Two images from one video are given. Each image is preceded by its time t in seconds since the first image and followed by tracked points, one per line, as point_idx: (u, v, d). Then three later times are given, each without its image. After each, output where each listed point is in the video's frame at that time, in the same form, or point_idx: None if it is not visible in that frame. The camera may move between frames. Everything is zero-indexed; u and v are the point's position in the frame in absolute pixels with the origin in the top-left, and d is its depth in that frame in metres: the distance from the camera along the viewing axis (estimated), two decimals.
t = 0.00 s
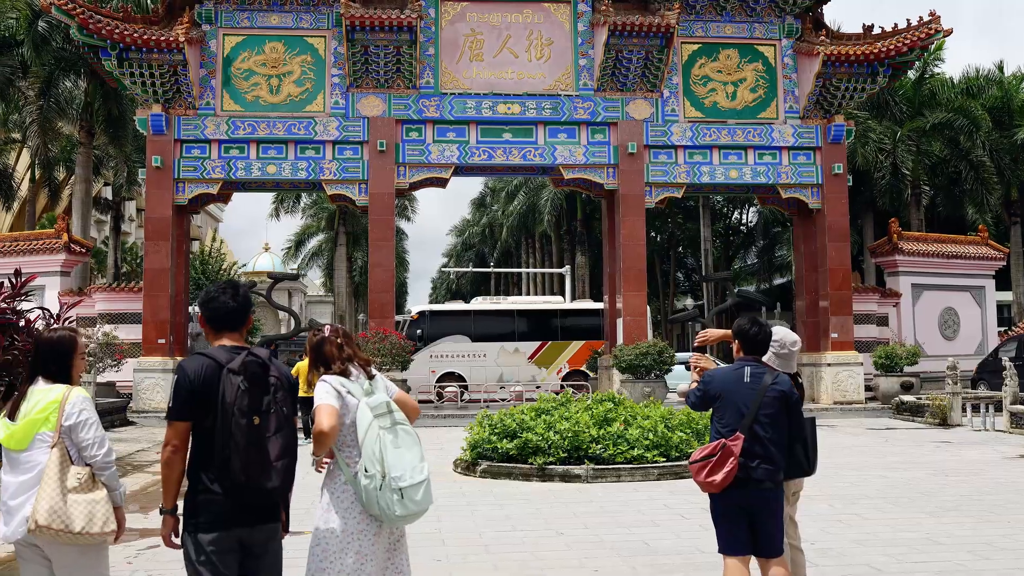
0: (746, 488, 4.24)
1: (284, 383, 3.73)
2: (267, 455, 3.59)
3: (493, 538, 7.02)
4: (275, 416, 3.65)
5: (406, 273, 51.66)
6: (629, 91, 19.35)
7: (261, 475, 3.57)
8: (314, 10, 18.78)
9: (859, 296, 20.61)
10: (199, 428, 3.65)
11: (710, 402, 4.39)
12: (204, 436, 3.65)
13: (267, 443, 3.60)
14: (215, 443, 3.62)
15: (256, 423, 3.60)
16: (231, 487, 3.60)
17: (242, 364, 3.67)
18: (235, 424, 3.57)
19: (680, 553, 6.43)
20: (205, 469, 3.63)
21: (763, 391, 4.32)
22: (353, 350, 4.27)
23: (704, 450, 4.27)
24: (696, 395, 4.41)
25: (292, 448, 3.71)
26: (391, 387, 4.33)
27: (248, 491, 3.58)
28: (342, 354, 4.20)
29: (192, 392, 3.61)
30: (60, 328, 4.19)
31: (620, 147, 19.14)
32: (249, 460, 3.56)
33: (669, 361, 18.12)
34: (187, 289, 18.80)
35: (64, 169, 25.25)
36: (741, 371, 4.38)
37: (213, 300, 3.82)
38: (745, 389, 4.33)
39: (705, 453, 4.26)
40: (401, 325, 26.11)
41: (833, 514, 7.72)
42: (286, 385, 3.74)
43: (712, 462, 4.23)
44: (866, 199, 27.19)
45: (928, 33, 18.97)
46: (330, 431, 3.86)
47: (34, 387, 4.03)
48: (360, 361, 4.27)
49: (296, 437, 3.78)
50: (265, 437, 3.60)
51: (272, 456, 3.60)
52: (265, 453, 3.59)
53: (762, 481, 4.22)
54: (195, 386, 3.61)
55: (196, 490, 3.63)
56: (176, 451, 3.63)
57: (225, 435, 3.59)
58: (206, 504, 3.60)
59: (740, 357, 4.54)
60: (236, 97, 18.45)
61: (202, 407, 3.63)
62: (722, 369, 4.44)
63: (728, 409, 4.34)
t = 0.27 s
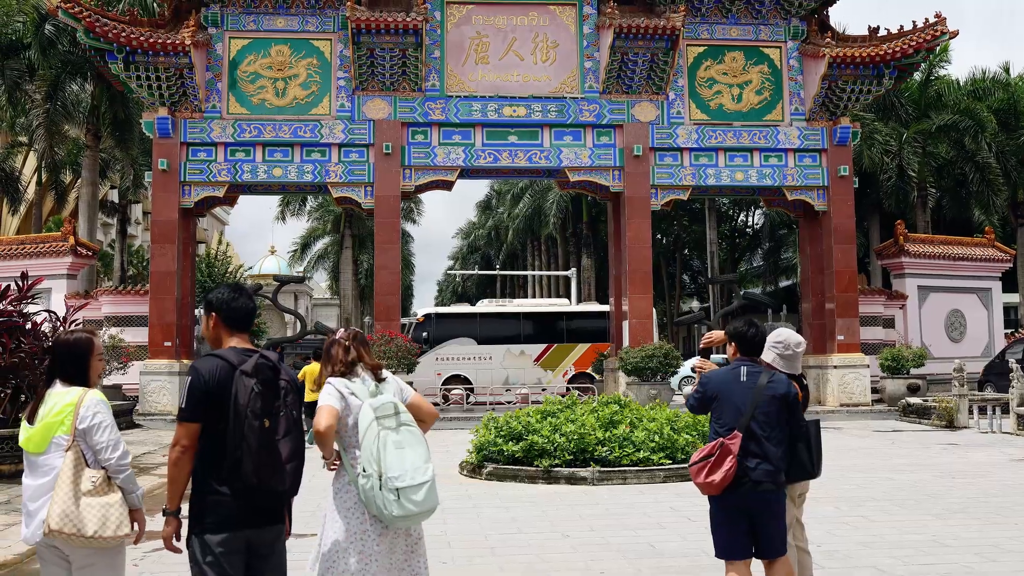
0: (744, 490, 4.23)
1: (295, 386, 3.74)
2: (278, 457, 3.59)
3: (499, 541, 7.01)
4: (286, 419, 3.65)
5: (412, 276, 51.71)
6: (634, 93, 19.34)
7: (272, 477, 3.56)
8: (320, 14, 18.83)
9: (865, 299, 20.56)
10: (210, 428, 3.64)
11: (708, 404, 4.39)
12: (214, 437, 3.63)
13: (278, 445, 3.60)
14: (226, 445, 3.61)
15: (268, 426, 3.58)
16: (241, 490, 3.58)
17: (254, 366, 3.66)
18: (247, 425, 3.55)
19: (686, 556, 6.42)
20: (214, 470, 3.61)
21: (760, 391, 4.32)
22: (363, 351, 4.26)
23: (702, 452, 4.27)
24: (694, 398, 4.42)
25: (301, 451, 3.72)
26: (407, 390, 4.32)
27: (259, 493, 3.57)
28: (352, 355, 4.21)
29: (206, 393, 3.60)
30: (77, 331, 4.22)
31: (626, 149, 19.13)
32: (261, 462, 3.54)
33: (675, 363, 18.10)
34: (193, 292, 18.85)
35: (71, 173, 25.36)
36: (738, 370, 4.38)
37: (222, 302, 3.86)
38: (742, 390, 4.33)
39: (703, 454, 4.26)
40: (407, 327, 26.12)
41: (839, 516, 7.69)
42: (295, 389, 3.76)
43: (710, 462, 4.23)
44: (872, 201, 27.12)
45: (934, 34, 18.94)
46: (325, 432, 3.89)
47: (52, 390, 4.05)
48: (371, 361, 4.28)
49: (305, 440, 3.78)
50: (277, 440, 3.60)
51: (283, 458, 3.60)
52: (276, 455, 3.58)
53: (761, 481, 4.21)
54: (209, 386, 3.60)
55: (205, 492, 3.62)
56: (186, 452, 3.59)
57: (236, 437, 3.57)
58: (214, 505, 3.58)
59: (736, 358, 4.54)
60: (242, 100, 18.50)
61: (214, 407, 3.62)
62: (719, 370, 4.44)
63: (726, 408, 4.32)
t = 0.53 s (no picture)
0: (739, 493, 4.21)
1: (300, 389, 3.77)
2: (286, 458, 3.62)
3: (501, 542, 7.00)
4: (293, 421, 3.68)
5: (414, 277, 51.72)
6: (636, 94, 19.32)
7: (280, 478, 3.59)
8: (322, 15, 18.84)
9: (867, 299, 20.54)
10: (218, 430, 3.62)
11: (704, 405, 4.40)
12: (223, 439, 3.62)
13: (286, 446, 3.63)
14: (234, 446, 3.60)
15: (277, 427, 3.61)
16: (249, 491, 3.59)
17: (263, 369, 3.67)
18: (256, 427, 3.57)
19: (688, 557, 6.41)
20: (223, 471, 3.60)
21: (755, 391, 4.35)
22: (386, 351, 4.35)
23: (699, 451, 4.24)
24: (690, 401, 4.44)
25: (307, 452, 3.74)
26: (425, 393, 4.32)
27: (267, 494, 3.59)
28: (373, 353, 4.28)
29: (217, 393, 3.57)
30: (92, 335, 4.20)
31: (627, 150, 19.13)
32: (270, 464, 3.56)
33: (677, 364, 18.09)
34: (195, 292, 18.87)
35: (73, 174, 25.40)
36: (733, 372, 4.42)
37: (229, 303, 3.84)
38: (738, 390, 4.36)
39: (700, 453, 4.23)
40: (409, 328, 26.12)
41: (841, 517, 7.67)
42: (300, 391, 3.79)
43: (709, 460, 4.21)
44: (874, 202, 27.09)
45: (936, 35, 18.92)
46: (322, 427, 4.03)
47: (70, 395, 4.03)
48: (390, 360, 4.34)
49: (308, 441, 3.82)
50: (285, 441, 3.63)
51: (291, 459, 3.63)
52: (284, 457, 3.61)
53: (760, 480, 4.19)
54: (219, 387, 3.58)
55: (212, 492, 3.61)
56: (196, 452, 3.56)
57: (246, 438, 3.58)
58: (222, 506, 3.58)
59: (727, 362, 4.57)
60: (244, 101, 18.52)
61: (224, 408, 3.60)
62: (713, 374, 4.47)
63: (723, 407, 4.35)
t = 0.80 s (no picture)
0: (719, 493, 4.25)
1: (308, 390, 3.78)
2: (294, 459, 3.63)
3: (504, 543, 7.01)
4: (301, 422, 3.69)
5: (416, 278, 51.72)
6: (638, 95, 19.33)
7: (288, 479, 3.60)
8: (324, 16, 18.85)
9: (869, 300, 20.50)
10: (226, 431, 3.63)
11: (682, 409, 4.40)
12: (231, 440, 3.63)
13: (294, 447, 3.64)
14: (242, 448, 3.61)
15: (285, 428, 3.62)
16: (257, 492, 3.59)
17: (271, 370, 3.68)
18: (265, 428, 3.58)
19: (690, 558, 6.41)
20: (231, 472, 3.61)
21: (730, 391, 4.36)
22: (405, 353, 4.38)
23: (683, 453, 4.25)
24: (668, 405, 4.43)
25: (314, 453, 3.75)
26: (440, 396, 4.33)
27: (275, 495, 3.59)
28: (392, 356, 4.33)
29: (225, 394, 3.58)
30: (117, 336, 4.20)
31: (630, 151, 19.13)
32: (278, 464, 3.57)
33: (679, 365, 18.11)
34: (198, 294, 18.89)
35: (76, 175, 25.44)
36: (706, 373, 4.43)
37: (237, 305, 3.85)
38: (714, 391, 4.37)
39: (684, 455, 4.24)
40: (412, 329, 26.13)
41: (844, 518, 7.67)
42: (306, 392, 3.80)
43: (694, 461, 4.21)
44: (877, 203, 27.06)
45: (939, 36, 18.91)
46: (330, 426, 4.09)
47: (93, 395, 4.02)
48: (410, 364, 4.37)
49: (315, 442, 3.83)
50: (293, 442, 3.64)
51: (299, 460, 3.64)
52: (292, 458, 3.62)
53: (741, 480, 4.23)
54: (228, 388, 3.59)
55: (220, 493, 3.61)
56: (204, 454, 3.57)
57: (254, 439, 3.58)
58: (230, 507, 3.58)
59: (699, 365, 4.58)
60: (247, 102, 18.53)
61: (233, 409, 3.61)
62: (686, 377, 4.47)
63: (701, 410, 4.34)
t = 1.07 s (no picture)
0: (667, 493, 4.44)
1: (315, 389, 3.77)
2: (302, 458, 3.60)
3: (508, 542, 7.01)
4: (309, 421, 3.68)
5: (420, 277, 51.74)
6: (642, 94, 19.31)
7: (297, 478, 3.58)
8: (327, 16, 18.86)
9: (873, 300, 20.47)
10: (235, 430, 3.61)
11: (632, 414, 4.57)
12: (240, 439, 3.61)
13: (302, 446, 3.62)
14: (251, 448, 3.59)
15: (294, 427, 3.61)
16: (265, 491, 3.59)
17: (279, 370, 3.66)
18: (273, 428, 3.56)
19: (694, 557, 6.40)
20: (239, 472, 3.59)
21: (677, 395, 4.58)
22: (412, 356, 4.38)
23: (635, 456, 4.42)
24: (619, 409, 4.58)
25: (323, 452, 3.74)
26: (443, 397, 4.36)
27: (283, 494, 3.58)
28: (400, 357, 4.34)
29: (234, 394, 3.56)
30: (145, 336, 4.18)
31: (633, 151, 19.11)
32: (286, 463, 3.56)
33: (682, 364, 18.08)
34: (201, 293, 18.91)
35: (80, 175, 25.50)
36: (654, 378, 4.64)
37: (245, 304, 3.85)
38: (662, 395, 4.57)
39: (636, 457, 4.41)
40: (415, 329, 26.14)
41: (848, 518, 7.65)
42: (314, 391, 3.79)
43: (647, 463, 4.38)
44: (880, 203, 27.01)
45: (942, 36, 18.87)
46: (335, 423, 4.10)
47: (121, 394, 4.02)
48: (416, 367, 4.37)
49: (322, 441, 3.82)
50: (301, 441, 3.62)
51: (308, 459, 3.62)
52: (301, 457, 3.60)
53: (691, 481, 4.45)
54: (237, 388, 3.57)
55: (229, 493, 3.61)
56: (213, 454, 3.54)
57: (263, 439, 3.57)
58: (238, 506, 3.58)
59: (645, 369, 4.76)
60: (250, 102, 18.54)
61: (241, 408, 3.59)
62: (635, 382, 4.65)
63: (651, 412, 4.54)
